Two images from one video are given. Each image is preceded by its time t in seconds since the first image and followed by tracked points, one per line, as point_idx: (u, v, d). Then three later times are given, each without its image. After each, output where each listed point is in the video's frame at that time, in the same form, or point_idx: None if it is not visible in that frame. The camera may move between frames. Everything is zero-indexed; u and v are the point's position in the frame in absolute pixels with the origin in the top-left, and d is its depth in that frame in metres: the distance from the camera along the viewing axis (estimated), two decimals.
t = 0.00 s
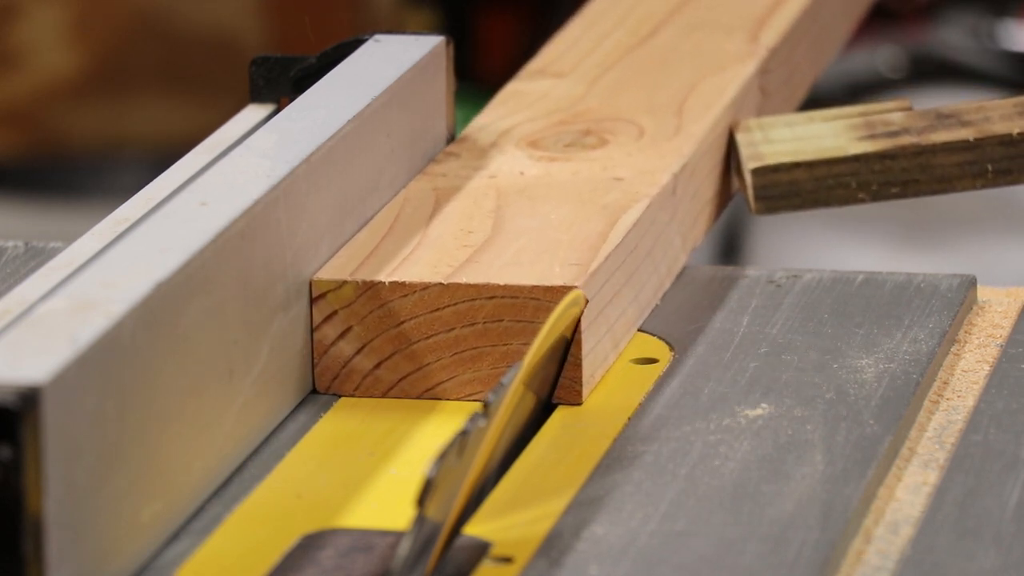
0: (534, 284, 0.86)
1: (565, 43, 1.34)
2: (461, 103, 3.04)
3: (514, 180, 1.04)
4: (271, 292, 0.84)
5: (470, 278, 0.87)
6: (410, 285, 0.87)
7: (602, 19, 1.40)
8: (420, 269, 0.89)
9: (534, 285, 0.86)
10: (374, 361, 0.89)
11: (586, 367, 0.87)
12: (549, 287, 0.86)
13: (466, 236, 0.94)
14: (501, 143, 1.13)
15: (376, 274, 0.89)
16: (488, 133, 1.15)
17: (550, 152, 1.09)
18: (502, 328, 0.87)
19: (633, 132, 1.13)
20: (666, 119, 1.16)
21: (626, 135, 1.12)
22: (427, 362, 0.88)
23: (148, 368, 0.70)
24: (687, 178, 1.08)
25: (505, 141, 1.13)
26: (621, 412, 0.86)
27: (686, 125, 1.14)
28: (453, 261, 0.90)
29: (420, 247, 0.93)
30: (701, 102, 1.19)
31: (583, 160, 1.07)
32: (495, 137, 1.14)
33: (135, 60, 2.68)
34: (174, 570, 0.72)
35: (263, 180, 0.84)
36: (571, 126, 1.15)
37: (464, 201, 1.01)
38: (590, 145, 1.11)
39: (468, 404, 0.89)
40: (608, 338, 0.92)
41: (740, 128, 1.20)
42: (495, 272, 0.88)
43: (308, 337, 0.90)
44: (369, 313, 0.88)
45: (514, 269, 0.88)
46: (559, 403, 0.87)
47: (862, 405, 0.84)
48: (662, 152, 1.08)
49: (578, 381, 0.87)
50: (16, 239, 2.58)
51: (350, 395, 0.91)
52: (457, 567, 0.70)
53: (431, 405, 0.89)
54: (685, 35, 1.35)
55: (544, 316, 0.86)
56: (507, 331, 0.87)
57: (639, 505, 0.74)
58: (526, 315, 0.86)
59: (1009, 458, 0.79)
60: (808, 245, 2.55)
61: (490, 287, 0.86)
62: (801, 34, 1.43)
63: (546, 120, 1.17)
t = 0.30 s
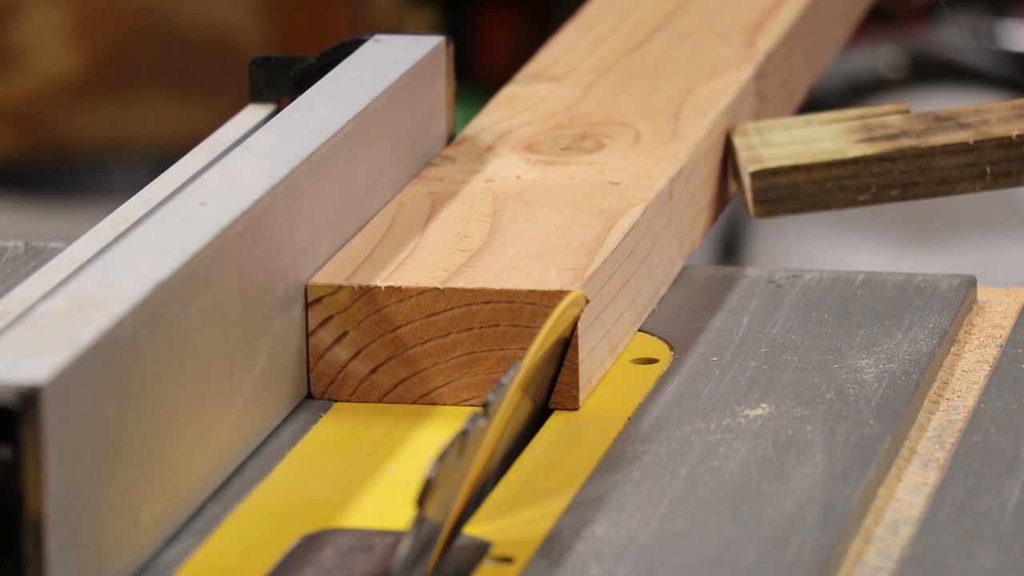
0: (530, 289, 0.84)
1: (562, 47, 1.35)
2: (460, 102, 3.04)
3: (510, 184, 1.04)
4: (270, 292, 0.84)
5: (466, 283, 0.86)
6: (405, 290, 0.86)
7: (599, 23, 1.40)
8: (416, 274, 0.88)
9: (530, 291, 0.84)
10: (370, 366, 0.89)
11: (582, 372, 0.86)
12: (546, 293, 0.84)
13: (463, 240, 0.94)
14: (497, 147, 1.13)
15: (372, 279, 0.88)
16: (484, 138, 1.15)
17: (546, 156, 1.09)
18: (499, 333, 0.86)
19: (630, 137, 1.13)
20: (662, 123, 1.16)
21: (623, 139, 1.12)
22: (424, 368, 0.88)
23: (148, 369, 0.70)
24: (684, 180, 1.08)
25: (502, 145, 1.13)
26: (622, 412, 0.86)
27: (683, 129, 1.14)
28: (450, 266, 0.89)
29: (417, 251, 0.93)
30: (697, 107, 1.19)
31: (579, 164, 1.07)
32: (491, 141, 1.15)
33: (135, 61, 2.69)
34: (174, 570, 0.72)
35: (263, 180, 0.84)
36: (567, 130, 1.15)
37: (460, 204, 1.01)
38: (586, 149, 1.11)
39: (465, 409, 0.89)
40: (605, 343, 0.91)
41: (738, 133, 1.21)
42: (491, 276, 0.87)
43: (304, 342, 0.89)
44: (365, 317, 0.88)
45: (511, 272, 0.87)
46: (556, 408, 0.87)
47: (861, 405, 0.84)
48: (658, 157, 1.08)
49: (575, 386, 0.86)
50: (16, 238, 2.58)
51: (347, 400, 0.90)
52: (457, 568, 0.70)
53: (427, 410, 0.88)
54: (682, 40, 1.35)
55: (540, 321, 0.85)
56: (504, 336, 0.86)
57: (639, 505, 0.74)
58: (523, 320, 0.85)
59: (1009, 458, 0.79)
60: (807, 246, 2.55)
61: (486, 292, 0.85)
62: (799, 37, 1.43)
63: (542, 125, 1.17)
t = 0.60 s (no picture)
0: (527, 293, 0.84)
1: (560, 49, 1.34)
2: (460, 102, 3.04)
3: (508, 187, 1.04)
4: (271, 291, 0.84)
5: (463, 286, 0.85)
6: (402, 293, 0.86)
7: (598, 26, 1.40)
8: (413, 276, 0.88)
9: (528, 294, 0.84)
10: (366, 370, 0.88)
11: (579, 376, 0.86)
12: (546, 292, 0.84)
13: (459, 243, 0.93)
14: (494, 150, 1.12)
15: (368, 282, 0.87)
16: (482, 141, 1.15)
17: (544, 159, 1.09)
18: (496, 337, 0.85)
19: (628, 140, 1.12)
20: (661, 126, 1.15)
21: (621, 142, 1.12)
22: (420, 371, 0.87)
23: (148, 369, 0.70)
24: (684, 181, 1.08)
25: (499, 148, 1.13)
26: (622, 412, 0.86)
27: (681, 132, 1.14)
28: (446, 269, 0.89)
29: (414, 254, 0.92)
30: (695, 109, 1.19)
31: (576, 167, 1.07)
32: (489, 144, 1.14)
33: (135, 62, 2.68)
34: (174, 570, 0.72)
35: (263, 180, 0.84)
36: (565, 133, 1.15)
37: (458, 207, 1.01)
38: (584, 152, 1.10)
39: (461, 413, 0.88)
40: (602, 347, 0.90)
41: (736, 135, 1.20)
42: (488, 280, 0.86)
43: (299, 346, 0.89)
44: (361, 321, 0.87)
45: (507, 277, 0.87)
46: (552, 413, 0.86)
47: (862, 405, 0.84)
48: (657, 160, 1.08)
49: (572, 390, 0.85)
50: (16, 238, 2.58)
51: (343, 404, 0.90)
52: (457, 568, 0.70)
53: (424, 414, 0.88)
54: (680, 43, 1.35)
55: (537, 324, 0.85)
56: (501, 340, 0.86)
57: (639, 506, 0.74)
58: (520, 324, 0.85)
59: (1009, 458, 0.79)
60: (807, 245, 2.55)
61: (483, 296, 0.84)
62: (797, 40, 1.43)
63: (539, 128, 1.17)
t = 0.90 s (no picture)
0: (524, 297, 0.83)
1: (557, 52, 1.34)
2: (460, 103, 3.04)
3: (504, 190, 1.03)
4: (271, 292, 0.84)
5: (459, 290, 0.85)
6: (398, 297, 0.85)
7: (597, 28, 1.40)
8: (409, 281, 0.87)
9: (524, 298, 0.83)
10: (362, 375, 0.88)
11: (576, 380, 0.85)
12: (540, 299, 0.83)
13: (455, 247, 0.93)
14: (491, 153, 1.12)
15: (364, 287, 0.86)
16: (476, 146, 1.14)
17: (540, 162, 1.08)
18: (492, 341, 0.85)
19: (624, 143, 1.12)
20: (658, 129, 1.15)
21: (617, 145, 1.11)
22: (416, 376, 0.87)
23: (148, 368, 0.70)
24: (683, 182, 1.08)
25: (496, 151, 1.12)
26: (622, 412, 0.86)
27: (677, 134, 1.13)
28: (442, 273, 0.88)
29: (410, 258, 0.92)
30: (694, 111, 1.19)
31: (572, 170, 1.06)
32: (485, 147, 1.13)
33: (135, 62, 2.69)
34: (174, 570, 0.72)
35: (263, 180, 0.84)
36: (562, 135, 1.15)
37: (453, 211, 1.00)
38: (580, 155, 1.09)
39: (458, 417, 0.87)
40: (599, 351, 0.90)
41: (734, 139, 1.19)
42: (483, 284, 0.86)
43: (296, 351, 0.88)
44: (357, 326, 0.86)
45: (502, 280, 0.86)
46: (550, 417, 0.86)
47: (862, 406, 0.84)
48: (652, 162, 1.07)
49: (568, 395, 0.85)
50: (16, 238, 2.58)
51: (339, 409, 0.89)
52: (457, 568, 0.70)
53: (420, 419, 0.87)
54: (677, 46, 1.34)
55: (534, 328, 0.84)
56: (497, 344, 0.85)
57: (639, 506, 0.74)
58: (516, 328, 0.84)
59: (1009, 458, 0.79)
60: (807, 245, 2.55)
61: (479, 300, 0.84)
62: (796, 41, 1.43)
63: (536, 131, 1.16)
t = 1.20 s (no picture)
0: (512, 311, 0.82)
1: (551, 60, 1.34)
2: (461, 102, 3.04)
3: (492, 204, 1.01)
4: (270, 294, 0.84)
5: (446, 305, 0.83)
6: (384, 311, 0.83)
7: (597, 30, 1.40)
8: (395, 295, 0.85)
9: (511, 313, 0.82)
10: (347, 390, 0.86)
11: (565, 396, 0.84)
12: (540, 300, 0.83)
13: (443, 261, 0.91)
14: (479, 166, 1.10)
15: (350, 301, 0.85)
16: (464, 157, 1.12)
17: (529, 175, 1.07)
18: (479, 356, 0.83)
19: (614, 154, 1.10)
20: (648, 141, 1.13)
21: (607, 158, 1.09)
22: (402, 392, 0.85)
23: (148, 369, 0.70)
24: (682, 183, 1.08)
25: (483, 164, 1.10)
26: (623, 413, 0.86)
27: (668, 146, 1.12)
28: (430, 287, 0.86)
29: (397, 272, 0.90)
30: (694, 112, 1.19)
31: (562, 182, 1.04)
32: (472, 160, 1.11)
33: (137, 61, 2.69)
34: (174, 570, 0.72)
35: (263, 180, 0.84)
36: (558, 139, 1.14)
37: (441, 224, 0.98)
38: (570, 168, 1.08)
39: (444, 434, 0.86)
40: (588, 365, 0.88)
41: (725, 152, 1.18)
42: (471, 299, 0.84)
43: (281, 366, 0.86)
44: (342, 341, 0.85)
45: (490, 295, 0.85)
46: (538, 433, 0.84)
47: (862, 405, 0.84)
48: (643, 174, 1.05)
49: (557, 410, 0.83)
50: (16, 238, 2.56)
51: (325, 425, 0.87)
52: (457, 568, 0.70)
53: (406, 436, 0.85)
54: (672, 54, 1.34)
55: (522, 344, 0.82)
56: (484, 360, 0.83)
57: (639, 505, 0.74)
58: (504, 343, 0.83)
59: (1009, 458, 0.79)
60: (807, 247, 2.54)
61: (466, 314, 0.82)
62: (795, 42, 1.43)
63: (526, 142, 1.15)
